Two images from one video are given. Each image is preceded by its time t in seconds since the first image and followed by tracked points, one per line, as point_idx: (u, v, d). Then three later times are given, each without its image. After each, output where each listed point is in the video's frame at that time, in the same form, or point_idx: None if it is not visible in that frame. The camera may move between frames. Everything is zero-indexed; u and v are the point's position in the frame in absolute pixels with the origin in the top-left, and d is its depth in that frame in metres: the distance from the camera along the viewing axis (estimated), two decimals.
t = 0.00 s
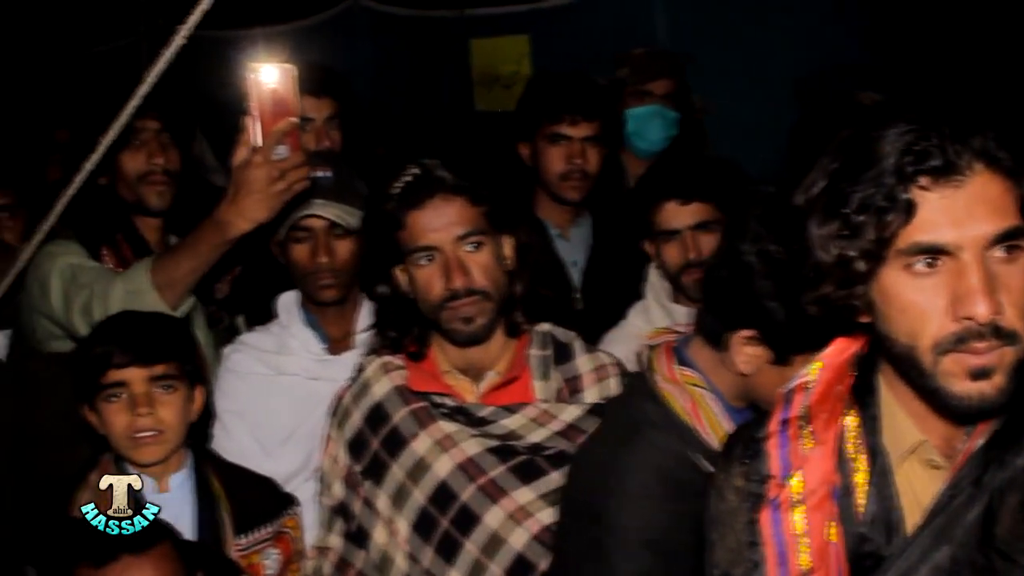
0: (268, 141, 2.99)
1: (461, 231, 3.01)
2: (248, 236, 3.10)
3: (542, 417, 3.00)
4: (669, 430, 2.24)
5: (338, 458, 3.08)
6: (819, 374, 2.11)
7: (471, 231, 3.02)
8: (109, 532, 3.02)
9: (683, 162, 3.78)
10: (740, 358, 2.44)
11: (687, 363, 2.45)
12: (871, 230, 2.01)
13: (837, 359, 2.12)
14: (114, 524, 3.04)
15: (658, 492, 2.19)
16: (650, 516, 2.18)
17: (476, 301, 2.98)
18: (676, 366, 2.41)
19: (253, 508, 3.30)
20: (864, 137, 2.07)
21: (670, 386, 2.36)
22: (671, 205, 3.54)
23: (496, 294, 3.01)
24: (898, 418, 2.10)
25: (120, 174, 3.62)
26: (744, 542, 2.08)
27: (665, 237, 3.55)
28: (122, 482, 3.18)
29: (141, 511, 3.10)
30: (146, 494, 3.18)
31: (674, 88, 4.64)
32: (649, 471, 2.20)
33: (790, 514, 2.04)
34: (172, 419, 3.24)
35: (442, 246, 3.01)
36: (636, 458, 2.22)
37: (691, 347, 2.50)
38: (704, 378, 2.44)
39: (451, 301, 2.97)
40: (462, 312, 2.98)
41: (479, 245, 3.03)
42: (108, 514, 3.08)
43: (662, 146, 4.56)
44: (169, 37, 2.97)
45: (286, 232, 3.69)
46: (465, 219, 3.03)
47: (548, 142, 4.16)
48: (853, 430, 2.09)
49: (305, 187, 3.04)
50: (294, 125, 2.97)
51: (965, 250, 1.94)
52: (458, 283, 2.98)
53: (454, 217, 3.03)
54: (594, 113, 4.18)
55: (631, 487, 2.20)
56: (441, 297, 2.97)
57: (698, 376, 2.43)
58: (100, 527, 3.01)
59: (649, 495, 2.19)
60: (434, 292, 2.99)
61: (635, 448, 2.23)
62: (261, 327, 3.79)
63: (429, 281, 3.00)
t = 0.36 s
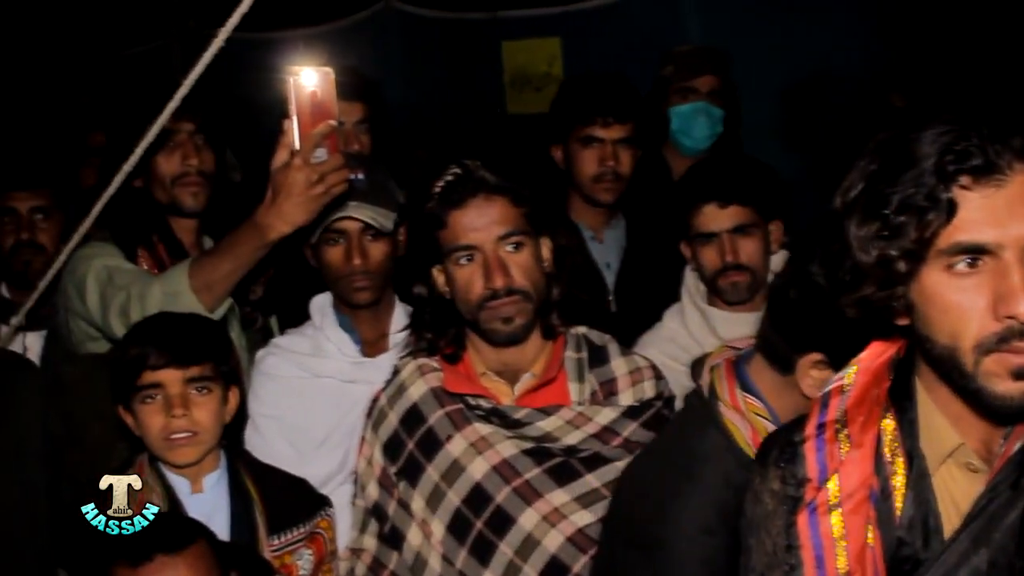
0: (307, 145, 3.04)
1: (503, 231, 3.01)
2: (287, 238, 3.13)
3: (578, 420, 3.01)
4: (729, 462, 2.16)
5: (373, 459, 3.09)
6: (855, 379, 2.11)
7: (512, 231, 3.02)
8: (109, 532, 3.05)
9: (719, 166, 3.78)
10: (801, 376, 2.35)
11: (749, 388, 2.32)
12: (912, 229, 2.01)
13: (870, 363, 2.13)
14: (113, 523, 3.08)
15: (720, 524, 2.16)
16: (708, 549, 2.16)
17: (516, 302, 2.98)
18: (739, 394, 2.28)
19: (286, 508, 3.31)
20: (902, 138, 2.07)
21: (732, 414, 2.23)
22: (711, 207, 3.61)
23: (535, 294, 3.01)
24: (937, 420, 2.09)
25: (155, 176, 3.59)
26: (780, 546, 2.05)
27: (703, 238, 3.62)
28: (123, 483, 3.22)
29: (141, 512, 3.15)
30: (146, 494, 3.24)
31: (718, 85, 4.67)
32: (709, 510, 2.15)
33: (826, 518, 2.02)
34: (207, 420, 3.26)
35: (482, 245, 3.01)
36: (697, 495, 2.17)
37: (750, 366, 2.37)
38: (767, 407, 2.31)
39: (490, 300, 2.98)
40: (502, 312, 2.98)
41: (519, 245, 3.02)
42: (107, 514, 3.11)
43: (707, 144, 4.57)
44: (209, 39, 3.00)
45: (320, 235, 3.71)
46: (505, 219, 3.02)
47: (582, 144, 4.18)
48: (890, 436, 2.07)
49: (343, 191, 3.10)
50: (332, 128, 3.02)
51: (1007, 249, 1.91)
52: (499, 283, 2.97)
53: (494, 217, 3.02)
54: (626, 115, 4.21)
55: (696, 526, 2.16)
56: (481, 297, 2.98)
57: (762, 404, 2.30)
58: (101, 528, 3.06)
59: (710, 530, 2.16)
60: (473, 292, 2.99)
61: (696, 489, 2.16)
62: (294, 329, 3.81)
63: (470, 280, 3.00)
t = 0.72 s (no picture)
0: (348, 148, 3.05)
1: (550, 232, 3.02)
2: (329, 242, 3.13)
3: (621, 422, 3.01)
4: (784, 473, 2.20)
5: (415, 461, 3.09)
6: (902, 383, 2.13)
7: (557, 233, 3.02)
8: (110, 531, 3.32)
9: (762, 167, 3.77)
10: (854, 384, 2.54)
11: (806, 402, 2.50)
12: (964, 236, 1.98)
13: (916, 367, 2.15)
14: (114, 524, 3.33)
15: (774, 541, 2.20)
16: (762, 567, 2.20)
17: (561, 304, 2.98)
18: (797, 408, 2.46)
19: (328, 510, 3.33)
20: (949, 144, 2.06)
21: (791, 429, 2.39)
22: (754, 209, 3.63)
23: (580, 296, 3.00)
24: (986, 424, 2.08)
25: (196, 180, 3.58)
26: (828, 551, 2.08)
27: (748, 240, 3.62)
28: (123, 484, 3.39)
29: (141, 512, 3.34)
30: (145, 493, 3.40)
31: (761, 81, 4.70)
32: (766, 525, 2.20)
33: (874, 523, 2.04)
34: (249, 423, 3.27)
35: (527, 247, 3.02)
36: (753, 512, 2.21)
37: (805, 379, 2.54)
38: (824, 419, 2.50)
39: (536, 302, 2.98)
40: (548, 314, 2.98)
41: (564, 248, 3.03)
42: (108, 514, 3.35)
43: (752, 142, 4.61)
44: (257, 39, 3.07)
45: (355, 242, 3.71)
46: (551, 221, 3.03)
47: (622, 146, 4.17)
48: (938, 439, 2.07)
49: (385, 195, 3.09)
50: (373, 131, 3.03)
51: None
52: (543, 285, 2.98)
53: (536, 218, 3.03)
54: (667, 117, 4.20)
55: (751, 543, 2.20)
56: (527, 299, 2.98)
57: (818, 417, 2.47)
58: (101, 527, 3.35)
59: (765, 547, 2.20)
60: (519, 294, 2.99)
61: (753, 504, 2.21)
62: (335, 332, 3.84)
63: (515, 281, 3.00)
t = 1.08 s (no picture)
0: (383, 158, 3.07)
1: (583, 243, 3.02)
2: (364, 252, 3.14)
3: (657, 430, 3.00)
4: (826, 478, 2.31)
5: (451, 469, 3.08)
6: (943, 392, 2.11)
7: (591, 243, 3.03)
8: (111, 531, 3.27)
9: (798, 175, 3.76)
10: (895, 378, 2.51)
11: (837, 399, 2.47)
12: (996, 259, 1.97)
13: (958, 375, 2.12)
14: (115, 523, 3.26)
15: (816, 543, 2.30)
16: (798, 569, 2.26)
17: (597, 314, 2.98)
18: (829, 406, 2.45)
19: (363, 517, 3.35)
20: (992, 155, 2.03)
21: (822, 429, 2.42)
22: (787, 217, 3.60)
23: (615, 306, 3.00)
24: None
25: (232, 188, 3.60)
26: (869, 559, 2.09)
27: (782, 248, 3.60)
28: (122, 484, 3.27)
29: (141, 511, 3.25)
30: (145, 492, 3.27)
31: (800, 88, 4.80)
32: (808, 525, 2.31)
33: (914, 533, 2.04)
34: (284, 430, 3.29)
35: (561, 257, 3.02)
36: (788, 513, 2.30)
37: (834, 378, 2.50)
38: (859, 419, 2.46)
39: (571, 312, 2.98)
40: (582, 324, 2.98)
41: (598, 258, 3.03)
42: (108, 513, 3.27)
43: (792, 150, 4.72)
44: (293, 51, 3.15)
45: (388, 254, 3.72)
46: (585, 232, 3.03)
47: (658, 152, 4.20)
48: (978, 450, 2.06)
49: (420, 205, 3.10)
50: (409, 141, 3.05)
51: None
52: (578, 295, 2.98)
53: (570, 228, 3.03)
54: (703, 124, 4.22)
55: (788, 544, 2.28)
56: (563, 309, 2.98)
57: (851, 414, 2.45)
58: (102, 527, 3.28)
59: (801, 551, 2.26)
60: (553, 305, 3.00)
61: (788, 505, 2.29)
62: (368, 340, 3.84)
63: (550, 292, 3.01)
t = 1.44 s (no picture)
0: (421, 162, 3.08)
1: (618, 248, 3.02)
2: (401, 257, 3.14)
3: (695, 433, 2.99)
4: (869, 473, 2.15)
5: (488, 471, 3.09)
6: (987, 395, 2.13)
7: (625, 248, 3.02)
8: (110, 532, 3.34)
9: (836, 178, 3.74)
10: (926, 357, 2.26)
11: (863, 386, 2.27)
12: None
13: (1002, 381, 2.15)
14: (115, 523, 3.35)
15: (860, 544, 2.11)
16: (847, 565, 2.11)
17: (632, 319, 2.98)
18: (855, 396, 2.26)
19: (400, 520, 3.36)
20: None
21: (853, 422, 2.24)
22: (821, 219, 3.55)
23: (650, 311, 3.00)
24: None
25: (270, 192, 3.61)
26: (913, 562, 2.06)
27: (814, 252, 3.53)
28: (123, 483, 3.39)
29: (142, 511, 3.40)
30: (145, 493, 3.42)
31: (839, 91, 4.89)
32: (851, 514, 2.12)
33: (958, 535, 2.04)
34: (321, 432, 3.30)
35: (597, 262, 3.02)
36: (831, 502, 2.14)
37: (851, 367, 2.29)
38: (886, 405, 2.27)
39: (606, 318, 2.97)
40: (618, 330, 2.97)
41: (632, 263, 3.03)
42: (108, 513, 3.35)
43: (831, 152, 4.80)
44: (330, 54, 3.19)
45: (421, 259, 3.69)
46: (620, 237, 3.03)
47: (696, 153, 4.26)
48: None
49: (457, 210, 3.10)
50: (445, 146, 3.06)
51: None
52: (613, 301, 2.97)
53: (605, 232, 3.03)
54: (740, 127, 4.30)
55: (831, 535, 2.12)
56: (597, 316, 2.97)
57: (879, 400, 2.26)
58: (101, 527, 3.33)
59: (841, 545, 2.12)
60: (589, 310, 2.99)
61: (829, 496, 2.15)
62: (399, 343, 3.83)
63: (585, 298, 3.00)
